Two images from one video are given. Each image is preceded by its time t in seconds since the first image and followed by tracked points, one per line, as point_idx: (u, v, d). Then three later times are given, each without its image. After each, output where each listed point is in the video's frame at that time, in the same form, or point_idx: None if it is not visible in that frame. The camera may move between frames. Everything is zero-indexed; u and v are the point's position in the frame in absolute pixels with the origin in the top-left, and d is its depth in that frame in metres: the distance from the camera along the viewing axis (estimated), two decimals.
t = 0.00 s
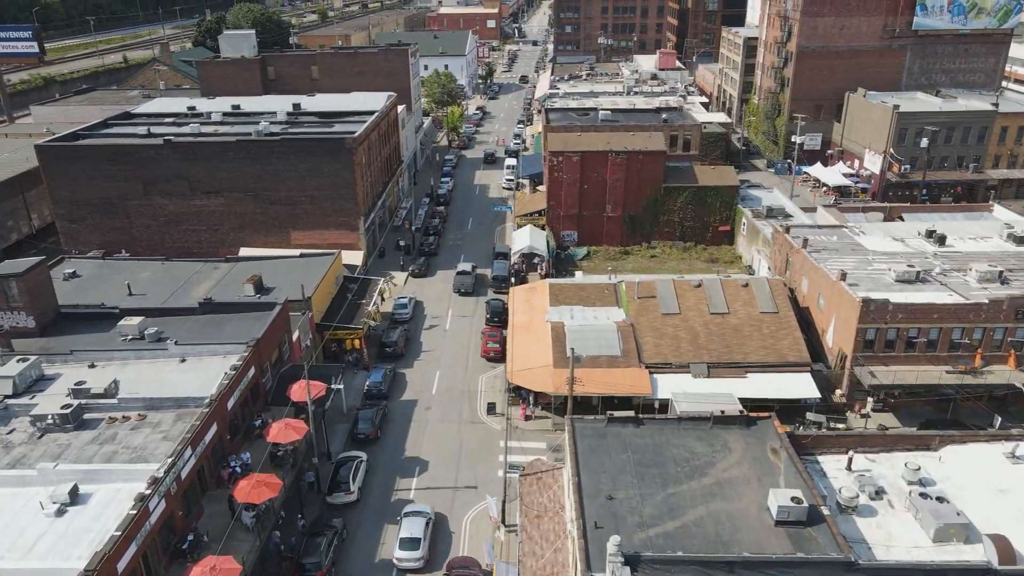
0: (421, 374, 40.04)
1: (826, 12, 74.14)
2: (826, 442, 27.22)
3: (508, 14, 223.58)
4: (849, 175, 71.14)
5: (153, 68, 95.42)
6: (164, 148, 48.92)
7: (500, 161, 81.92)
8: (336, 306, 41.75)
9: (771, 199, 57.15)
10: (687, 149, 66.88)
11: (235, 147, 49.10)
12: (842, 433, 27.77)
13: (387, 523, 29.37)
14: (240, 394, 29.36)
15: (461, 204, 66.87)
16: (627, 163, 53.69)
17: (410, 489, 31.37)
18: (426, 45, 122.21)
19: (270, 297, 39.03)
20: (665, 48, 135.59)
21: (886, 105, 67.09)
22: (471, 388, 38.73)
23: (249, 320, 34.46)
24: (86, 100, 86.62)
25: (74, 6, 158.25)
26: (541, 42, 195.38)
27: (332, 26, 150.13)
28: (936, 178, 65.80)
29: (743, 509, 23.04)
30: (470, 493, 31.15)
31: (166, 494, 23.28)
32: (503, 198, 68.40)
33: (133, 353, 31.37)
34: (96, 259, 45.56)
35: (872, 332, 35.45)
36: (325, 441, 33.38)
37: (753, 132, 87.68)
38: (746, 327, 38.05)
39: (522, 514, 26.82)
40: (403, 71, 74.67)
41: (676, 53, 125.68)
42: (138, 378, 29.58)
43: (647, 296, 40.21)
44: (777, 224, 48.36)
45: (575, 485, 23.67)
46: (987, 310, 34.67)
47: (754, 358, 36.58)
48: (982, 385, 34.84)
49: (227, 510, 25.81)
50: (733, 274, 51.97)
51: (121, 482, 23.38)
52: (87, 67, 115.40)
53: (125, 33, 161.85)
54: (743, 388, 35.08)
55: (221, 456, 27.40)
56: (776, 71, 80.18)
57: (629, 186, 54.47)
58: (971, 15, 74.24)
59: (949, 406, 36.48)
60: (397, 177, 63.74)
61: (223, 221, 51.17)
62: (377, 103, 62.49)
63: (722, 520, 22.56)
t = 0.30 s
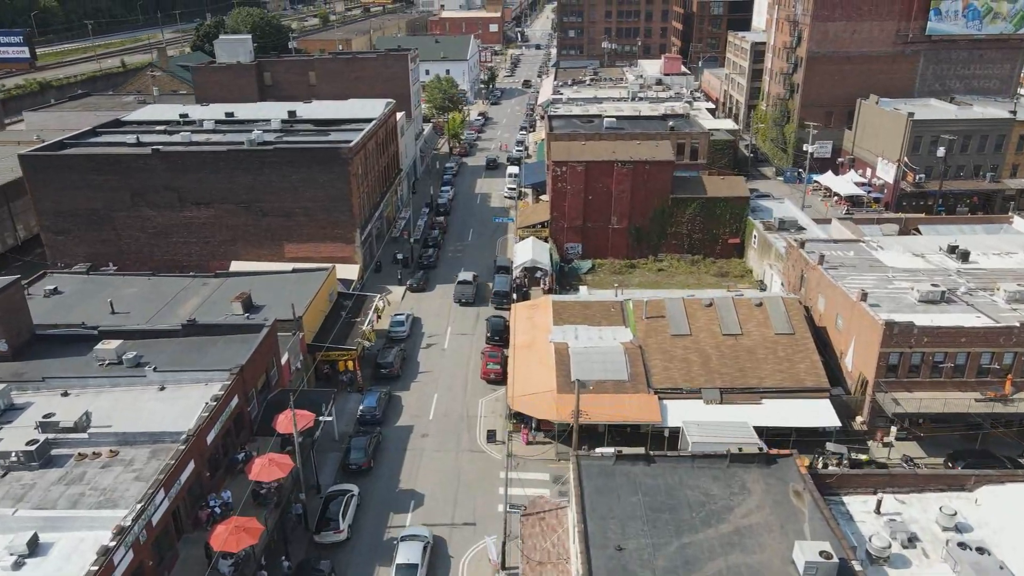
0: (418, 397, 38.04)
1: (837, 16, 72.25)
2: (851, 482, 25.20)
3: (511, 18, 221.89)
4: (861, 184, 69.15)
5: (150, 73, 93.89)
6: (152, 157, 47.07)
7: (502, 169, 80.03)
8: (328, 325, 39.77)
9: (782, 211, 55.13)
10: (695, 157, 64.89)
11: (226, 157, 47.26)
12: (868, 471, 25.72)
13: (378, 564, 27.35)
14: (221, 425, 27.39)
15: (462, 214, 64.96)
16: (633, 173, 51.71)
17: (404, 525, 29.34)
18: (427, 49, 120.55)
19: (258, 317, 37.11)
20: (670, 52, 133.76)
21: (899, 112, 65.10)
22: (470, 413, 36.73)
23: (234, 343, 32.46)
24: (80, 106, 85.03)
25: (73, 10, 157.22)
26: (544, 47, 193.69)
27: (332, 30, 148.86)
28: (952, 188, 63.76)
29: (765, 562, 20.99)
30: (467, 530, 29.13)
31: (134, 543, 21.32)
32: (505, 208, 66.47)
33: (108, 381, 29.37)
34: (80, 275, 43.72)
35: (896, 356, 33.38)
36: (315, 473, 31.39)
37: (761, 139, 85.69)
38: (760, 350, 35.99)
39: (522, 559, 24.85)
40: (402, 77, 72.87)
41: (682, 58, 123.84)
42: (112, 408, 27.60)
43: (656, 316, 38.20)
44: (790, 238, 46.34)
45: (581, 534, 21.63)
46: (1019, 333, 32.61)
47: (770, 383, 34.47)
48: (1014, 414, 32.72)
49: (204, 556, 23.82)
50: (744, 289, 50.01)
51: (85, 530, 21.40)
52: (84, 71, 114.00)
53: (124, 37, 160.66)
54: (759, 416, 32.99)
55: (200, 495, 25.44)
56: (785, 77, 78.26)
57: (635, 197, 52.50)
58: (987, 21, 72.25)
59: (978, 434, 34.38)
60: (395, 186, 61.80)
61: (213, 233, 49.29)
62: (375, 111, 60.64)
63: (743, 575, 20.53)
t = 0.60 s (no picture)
0: (418, 420, 36.10)
1: (854, 17, 70.03)
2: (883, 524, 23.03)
3: (518, 18, 219.92)
4: (879, 190, 66.91)
5: (150, 74, 92.28)
6: (143, 164, 45.29)
7: (508, 173, 78.03)
8: (324, 343, 37.87)
9: (799, 220, 52.92)
10: (707, 163, 62.79)
11: (220, 163, 45.44)
12: (904, 514, 23.60)
13: None
14: (204, 458, 25.53)
15: (465, 221, 63.01)
16: (643, 180, 49.65)
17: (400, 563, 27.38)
18: (432, 50, 118.71)
19: (249, 336, 35.27)
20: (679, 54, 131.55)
21: (919, 117, 62.80)
22: (472, 437, 34.76)
23: (222, 365, 30.59)
24: (78, 108, 83.42)
25: (75, 10, 156.13)
26: (551, 47, 191.60)
27: (336, 31, 147.35)
28: (974, 195, 61.44)
29: None
30: (467, 569, 27.14)
31: None
32: (510, 215, 64.45)
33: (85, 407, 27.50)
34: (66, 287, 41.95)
35: (926, 382, 31.29)
36: (306, 505, 29.49)
37: (774, 143, 83.42)
38: (780, 373, 33.89)
39: None
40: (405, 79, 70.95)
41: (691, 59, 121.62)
42: (87, 438, 25.72)
43: (668, 335, 36.17)
44: (809, 251, 44.23)
45: None
46: None
47: (791, 409, 32.36)
48: None
49: None
50: (759, 302, 47.92)
51: None
52: (85, 72, 112.67)
53: (127, 37, 159.44)
54: (780, 445, 30.89)
55: (178, 536, 23.57)
56: (799, 80, 76.02)
57: (645, 205, 50.44)
58: (1009, 22, 69.83)
59: (1015, 466, 32.18)
60: (396, 193, 59.91)
61: (207, 242, 47.45)
62: (376, 115, 58.77)
63: None
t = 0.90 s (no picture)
0: (419, 445, 34.17)
1: (874, 19, 67.66)
2: None
3: (527, 19, 217.82)
4: (900, 198, 64.55)
5: (152, 76, 90.84)
6: (136, 171, 43.58)
7: (516, 178, 76.00)
8: (320, 362, 35.94)
9: (820, 231, 50.62)
10: (722, 170, 60.61)
11: (216, 171, 43.65)
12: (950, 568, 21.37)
13: None
14: (185, 495, 23.61)
15: (472, 229, 61.05)
16: (657, 189, 47.56)
17: None
18: (440, 51, 116.85)
19: (242, 356, 33.51)
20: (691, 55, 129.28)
21: (943, 123, 60.31)
22: (476, 464, 32.80)
23: (209, 390, 28.67)
24: (79, 110, 81.99)
25: (82, 10, 155.23)
26: (561, 48, 189.40)
27: (344, 31, 145.85)
28: (1001, 204, 58.97)
29: None
30: None
31: None
32: (519, 223, 62.45)
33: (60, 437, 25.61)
34: (55, 299, 40.27)
35: (964, 413, 29.17)
36: (297, 540, 27.56)
37: (790, 148, 81.01)
38: (805, 400, 31.71)
39: None
40: (411, 82, 69.08)
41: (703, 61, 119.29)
42: (60, 473, 23.84)
43: (685, 357, 34.09)
44: (832, 266, 42.07)
45: None
46: None
47: (818, 439, 30.16)
48: None
49: None
50: (778, 317, 45.70)
51: None
52: (89, 73, 111.53)
53: (134, 38, 158.49)
54: (807, 479, 28.73)
55: None
56: (817, 83, 73.68)
57: (659, 215, 48.34)
58: None
59: None
60: (400, 200, 57.99)
61: (203, 252, 45.67)
62: (380, 119, 56.91)
63: None
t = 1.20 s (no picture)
0: (419, 473, 32.21)
1: (896, 20, 65.38)
2: None
3: (536, 19, 215.85)
4: (922, 207, 62.20)
5: (154, 77, 89.39)
6: (127, 179, 41.83)
7: (523, 183, 74.01)
8: (315, 384, 34.05)
9: (841, 243, 48.35)
10: (737, 177, 58.44)
11: (210, 179, 41.87)
12: None
13: None
14: (162, 541, 21.66)
15: (478, 238, 59.13)
16: (671, 199, 45.50)
17: None
18: (447, 52, 114.96)
19: (232, 378, 31.65)
20: (703, 57, 127.04)
21: (968, 129, 57.82)
22: (479, 496, 30.81)
23: (193, 419, 26.77)
24: (79, 113, 80.57)
25: (87, 10, 154.36)
26: (569, 49, 187.29)
27: (350, 32, 144.36)
28: None
29: None
30: None
31: None
32: (526, 231, 60.50)
33: (30, 472, 23.74)
34: (40, 313, 38.51)
35: (1006, 447, 26.95)
36: None
37: (806, 153, 78.71)
38: (832, 430, 29.55)
39: None
40: (416, 84, 67.22)
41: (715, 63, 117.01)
42: (26, 515, 21.96)
43: (702, 382, 32.02)
44: (857, 283, 39.87)
45: None
46: None
47: (847, 474, 27.97)
48: None
49: None
50: (798, 334, 43.54)
51: None
52: (92, 74, 110.36)
53: (139, 38, 157.57)
54: (837, 518, 26.53)
55: None
56: (835, 86, 71.42)
57: (672, 226, 46.26)
58: None
59: None
60: (403, 208, 56.11)
61: (197, 264, 43.88)
62: (383, 124, 55.06)
63: None
